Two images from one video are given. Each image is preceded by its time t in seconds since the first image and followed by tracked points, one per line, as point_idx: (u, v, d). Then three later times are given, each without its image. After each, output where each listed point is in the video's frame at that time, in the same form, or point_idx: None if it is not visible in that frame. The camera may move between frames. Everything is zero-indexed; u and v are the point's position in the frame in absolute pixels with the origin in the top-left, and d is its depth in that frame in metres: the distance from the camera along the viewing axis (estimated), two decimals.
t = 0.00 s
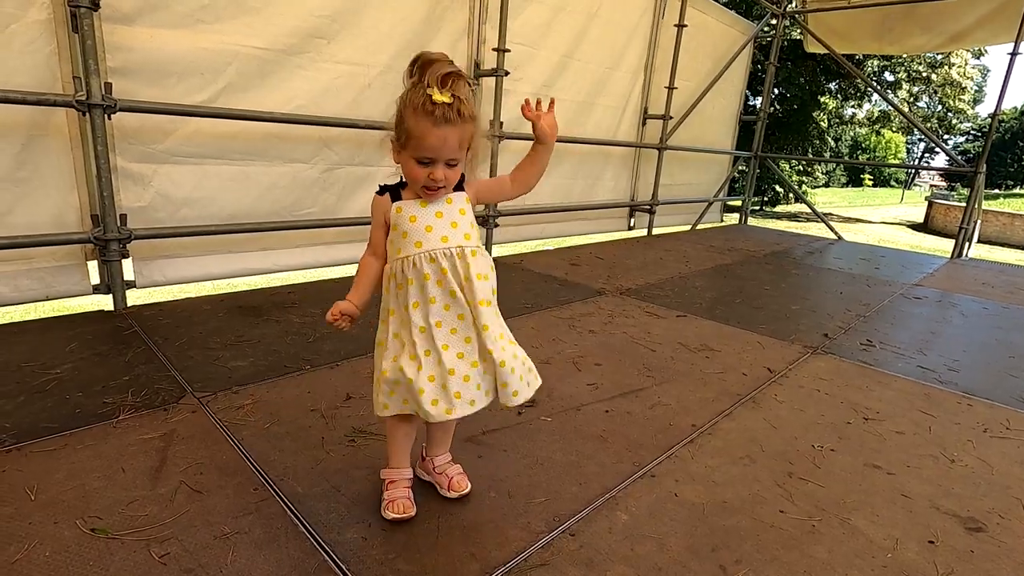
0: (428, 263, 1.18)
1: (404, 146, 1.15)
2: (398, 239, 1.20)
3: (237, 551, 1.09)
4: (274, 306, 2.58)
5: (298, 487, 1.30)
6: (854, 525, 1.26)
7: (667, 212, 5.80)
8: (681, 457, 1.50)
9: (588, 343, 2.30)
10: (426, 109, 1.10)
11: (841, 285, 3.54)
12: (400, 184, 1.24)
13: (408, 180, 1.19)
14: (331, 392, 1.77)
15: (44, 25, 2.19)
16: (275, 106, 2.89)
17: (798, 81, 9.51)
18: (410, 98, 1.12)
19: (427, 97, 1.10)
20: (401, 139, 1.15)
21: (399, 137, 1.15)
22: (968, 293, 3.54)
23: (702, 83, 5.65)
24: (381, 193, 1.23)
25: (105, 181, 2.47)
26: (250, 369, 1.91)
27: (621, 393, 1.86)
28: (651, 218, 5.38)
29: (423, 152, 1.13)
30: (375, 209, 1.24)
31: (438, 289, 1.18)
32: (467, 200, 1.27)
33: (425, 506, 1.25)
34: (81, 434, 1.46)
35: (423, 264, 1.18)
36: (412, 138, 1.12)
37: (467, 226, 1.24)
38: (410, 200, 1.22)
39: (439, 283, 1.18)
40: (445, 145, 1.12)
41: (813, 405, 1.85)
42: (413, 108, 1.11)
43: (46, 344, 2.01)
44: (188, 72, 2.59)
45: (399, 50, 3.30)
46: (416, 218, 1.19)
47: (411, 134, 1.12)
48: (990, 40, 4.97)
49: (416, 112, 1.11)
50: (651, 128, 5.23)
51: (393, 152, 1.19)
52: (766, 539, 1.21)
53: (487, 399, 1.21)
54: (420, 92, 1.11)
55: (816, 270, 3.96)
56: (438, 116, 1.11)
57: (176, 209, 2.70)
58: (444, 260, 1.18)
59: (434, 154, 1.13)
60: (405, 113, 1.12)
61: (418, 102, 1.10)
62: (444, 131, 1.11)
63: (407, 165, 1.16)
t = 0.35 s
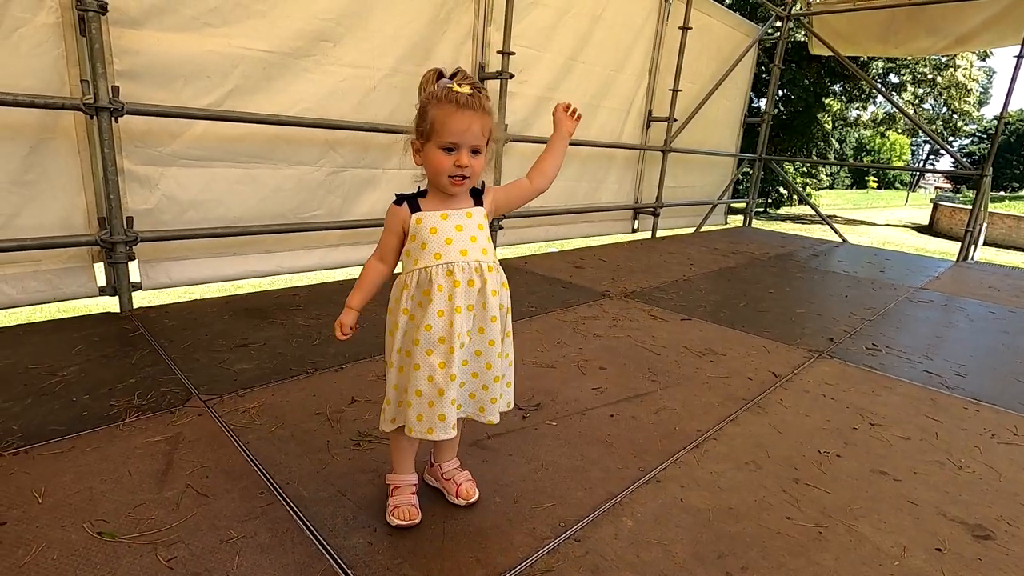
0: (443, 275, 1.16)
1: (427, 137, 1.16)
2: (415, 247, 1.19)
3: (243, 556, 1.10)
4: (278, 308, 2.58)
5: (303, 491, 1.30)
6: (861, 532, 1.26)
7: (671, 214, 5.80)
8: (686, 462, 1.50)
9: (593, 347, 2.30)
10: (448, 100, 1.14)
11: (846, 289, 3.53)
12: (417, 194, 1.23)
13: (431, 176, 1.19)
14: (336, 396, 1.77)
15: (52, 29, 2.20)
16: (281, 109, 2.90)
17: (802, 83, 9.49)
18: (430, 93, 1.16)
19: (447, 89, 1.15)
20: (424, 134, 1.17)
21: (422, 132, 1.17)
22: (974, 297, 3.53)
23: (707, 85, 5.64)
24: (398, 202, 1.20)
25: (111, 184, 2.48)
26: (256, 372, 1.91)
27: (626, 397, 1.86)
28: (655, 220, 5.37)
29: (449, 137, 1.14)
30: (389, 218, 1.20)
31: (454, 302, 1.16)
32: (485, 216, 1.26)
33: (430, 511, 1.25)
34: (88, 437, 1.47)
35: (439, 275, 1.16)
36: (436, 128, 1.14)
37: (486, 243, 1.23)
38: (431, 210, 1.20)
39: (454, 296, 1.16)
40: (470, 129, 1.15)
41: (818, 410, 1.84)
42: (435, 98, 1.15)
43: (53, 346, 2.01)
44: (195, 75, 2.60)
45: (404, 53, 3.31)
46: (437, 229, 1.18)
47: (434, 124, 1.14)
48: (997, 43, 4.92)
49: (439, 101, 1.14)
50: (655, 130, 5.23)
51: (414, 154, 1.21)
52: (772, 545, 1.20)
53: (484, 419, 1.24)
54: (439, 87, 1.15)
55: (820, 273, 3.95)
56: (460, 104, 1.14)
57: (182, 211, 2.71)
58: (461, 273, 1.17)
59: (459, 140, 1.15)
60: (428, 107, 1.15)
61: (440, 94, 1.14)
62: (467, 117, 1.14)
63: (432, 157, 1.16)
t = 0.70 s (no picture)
0: (427, 290, 1.16)
1: (430, 141, 1.16)
2: (402, 258, 1.19)
3: (249, 560, 1.10)
4: (284, 312, 2.59)
5: (309, 495, 1.30)
6: (869, 538, 1.25)
7: (675, 217, 5.79)
8: (692, 467, 1.49)
9: (598, 351, 2.29)
10: (456, 106, 1.14)
11: (852, 293, 3.52)
12: (412, 198, 1.22)
13: (428, 180, 1.18)
14: (341, 399, 1.77)
15: (61, 33, 2.21)
16: (286, 113, 2.91)
17: (806, 85, 9.48)
18: (437, 96, 1.16)
19: (456, 95, 1.15)
20: (426, 137, 1.17)
21: (424, 135, 1.17)
22: (980, 301, 3.51)
23: (711, 89, 5.64)
24: (391, 208, 1.21)
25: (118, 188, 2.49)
26: (261, 376, 1.92)
27: (631, 401, 1.86)
28: (659, 223, 5.37)
29: (452, 144, 1.14)
30: (380, 222, 1.21)
31: (436, 318, 1.17)
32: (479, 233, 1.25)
33: (436, 516, 1.25)
34: (94, 440, 1.47)
35: (423, 290, 1.16)
36: (440, 132, 1.14)
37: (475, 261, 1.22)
38: (422, 220, 1.20)
39: (437, 312, 1.17)
40: (473, 138, 1.15)
41: (825, 415, 1.83)
42: (442, 104, 1.15)
43: (60, 349, 2.02)
44: (201, 79, 2.61)
45: (409, 57, 3.32)
46: (425, 241, 1.17)
47: (440, 128, 1.14)
48: (1002, 46, 4.93)
49: (446, 107, 1.14)
50: (659, 134, 5.23)
51: (414, 156, 1.20)
52: (780, 551, 1.20)
53: (481, 442, 1.22)
54: (447, 91, 1.16)
55: (826, 277, 3.94)
56: (467, 112, 1.15)
57: (188, 215, 2.71)
58: (446, 291, 1.17)
59: (462, 149, 1.15)
60: (435, 110, 1.15)
61: (448, 99, 1.14)
62: (473, 125, 1.15)
63: (432, 161, 1.16)
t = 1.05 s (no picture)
0: (409, 294, 1.17)
1: (426, 145, 1.17)
2: (393, 259, 1.20)
3: (251, 562, 1.10)
4: (285, 315, 2.59)
5: (310, 497, 1.30)
6: (871, 540, 1.25)
7: (676, 220, 5.80)
8: (693, 469, 1.49)
9: (599, 353, 2.30)
10: (454, 111, 1.14)
11: (853, 295, 3.52)
12: (407, 201, 1.24)
13: (422, 184, 1.19)
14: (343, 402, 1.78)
15: (65, 39, 2.23)
16: (288, 117, 2.92)
17: (807, 89, 9.50)
18: (437, 100, 1.16)
19: (455, 100, 1.15)
20: (424, 141, 1.17)
21: (422, 138, 1.17)
22: (982, 303, 3.51)
23: (711, 92, 5.65)
24: (386, 210, 1.22)
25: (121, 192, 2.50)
26: (263, 378, 1.92)
27: (632, 404, 1.86)
28: (660, 226, 5.37)
29: (447, 152, 1.15)
30: (376, 223, 1.23)
31: (416, 324, 1.17)
32: (474, 242, 1.24)
33: (437, 518, 1.25)
34: (97, 443, 1.48)
35: (407, 293, 1.17)
36: (436, 138, 1.15)
37: (466, 270, 1.22)
38: (413, 224, 1.20)
39: (417, 317, 1.17)
40: (469, 146, 1.15)
41: (826, 417, 1.83)
42: (440, 109, 1.15)
43: (63, 352, 2.03)
44: (204, 83, 2.63)
45: (411, 61, 3.33)
46: (415, 245, 1.18)
47: (436, 134, 1.15)
48: (1002, 49, 4.95)
49: (444, 112, 1.14)
50: (660, 137, 5.24)
51: (412, 159, 1.21)
52: (781, 553, 1.20)
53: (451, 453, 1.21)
54: (447, 95, 1.15)
55: (827, 279, 3.94)
56: (464, 118, 1.15)
57: (191, 218, 2.73)
58: (428, 297, 1.17)
59: (456, 156, 1.15)
60: (432, 114, 1.15)
61: (446, 104, 1.14)
62: (469, 133, 1.15)
63: (427, 167, 1.17)
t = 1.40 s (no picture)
0: (418, 297, 1.17)
1: (429, 147, 1.17)
2: (398, 263, 1.20)
3: (256, 562, 1.10)
4: (288, 316, 2.60)
5: (314, 497, 1.31)
6: (875, 539, 1.25)
7: (678, 221, 5.80)
8: (697, 469, 1.49)
9: (602, 353, 2.30)
10: (456, 111, 1.15)
11: (855, 295, 3.52)
12: (409, 202, 1.24)
13: (427, 184, 1.19)
14: (347, 403, 1.78)
15: (69, 42, 2.24)
16: (291, 119, 2.93)
17: (808, 89, 9.51)
18: (439, 100, 1.16)
19: (457, 101, 1.15)
20: (427, 142, 1.17)
21: (424, 139, 1.17)
22: (985, 302, 3.50)
23: (712, 92, 5.65)
24: (387, 213, 1.22)
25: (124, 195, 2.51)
26: (267, 379, 1.93)
27: (635, 403, 1.86)
28: (662, 227, 5.38)
29: (450, 152, 1.15)
30: (378, 227, 1.23)
31: (425, 326, 1.17)
32: (479, 242, 1.24)
33: (441, 518, 1.26)
34: (102, 444, 1.48)
35: (415, 296, 1.17)
36: (440, 138, 1.15)
37: (472, 270, 1.22)
38: (417, 226, 1.21)
39: (427, 320, 1.17)
40: (473, 147, 1.16)
41: (829, 416, 1.83)
42: (443, 109, 1.15)
43: (67, 354, 2.04)
44: (207, 86, 2.64)
45: (412, 63, 3.34)
46: (421, 248, 1.18)
47: (440, 134, 1.15)
48: (1003, 49, 4.97)
49: (447, 113, 1.15)
50: (661, 138, 5.24)
51: (413, 160, 1.21)
52: (786, 552, 1.20)
53: (468, 453, 1.22)
54: (449, 96, 1.16)
55: (829, 279, 3.93)
56: (467, 118, 1.15)
57: (194, 220, 2.73)
58: (437, 299, 1.17)
59: (461, 156, 1.16)
60: (435, 115, 1.16)
61: (449, 104, 1.15)
62: (473, 132, 1.15)
63: (431, 167, 1.17)
